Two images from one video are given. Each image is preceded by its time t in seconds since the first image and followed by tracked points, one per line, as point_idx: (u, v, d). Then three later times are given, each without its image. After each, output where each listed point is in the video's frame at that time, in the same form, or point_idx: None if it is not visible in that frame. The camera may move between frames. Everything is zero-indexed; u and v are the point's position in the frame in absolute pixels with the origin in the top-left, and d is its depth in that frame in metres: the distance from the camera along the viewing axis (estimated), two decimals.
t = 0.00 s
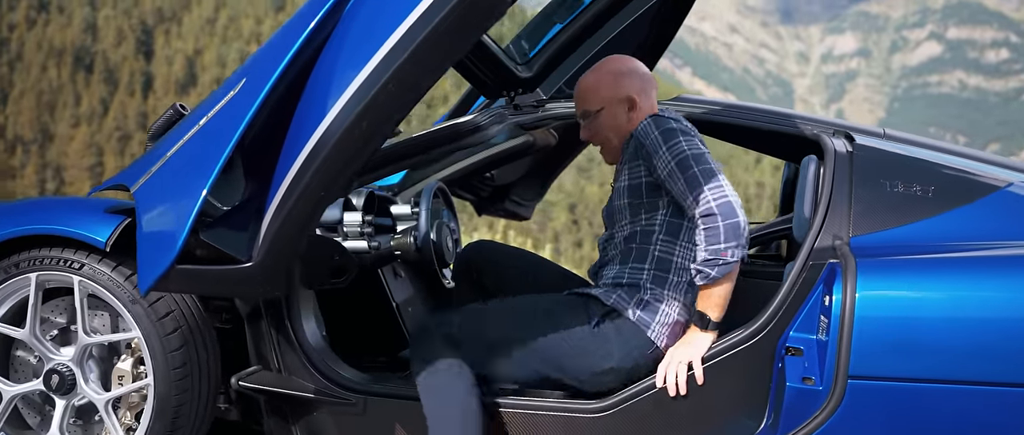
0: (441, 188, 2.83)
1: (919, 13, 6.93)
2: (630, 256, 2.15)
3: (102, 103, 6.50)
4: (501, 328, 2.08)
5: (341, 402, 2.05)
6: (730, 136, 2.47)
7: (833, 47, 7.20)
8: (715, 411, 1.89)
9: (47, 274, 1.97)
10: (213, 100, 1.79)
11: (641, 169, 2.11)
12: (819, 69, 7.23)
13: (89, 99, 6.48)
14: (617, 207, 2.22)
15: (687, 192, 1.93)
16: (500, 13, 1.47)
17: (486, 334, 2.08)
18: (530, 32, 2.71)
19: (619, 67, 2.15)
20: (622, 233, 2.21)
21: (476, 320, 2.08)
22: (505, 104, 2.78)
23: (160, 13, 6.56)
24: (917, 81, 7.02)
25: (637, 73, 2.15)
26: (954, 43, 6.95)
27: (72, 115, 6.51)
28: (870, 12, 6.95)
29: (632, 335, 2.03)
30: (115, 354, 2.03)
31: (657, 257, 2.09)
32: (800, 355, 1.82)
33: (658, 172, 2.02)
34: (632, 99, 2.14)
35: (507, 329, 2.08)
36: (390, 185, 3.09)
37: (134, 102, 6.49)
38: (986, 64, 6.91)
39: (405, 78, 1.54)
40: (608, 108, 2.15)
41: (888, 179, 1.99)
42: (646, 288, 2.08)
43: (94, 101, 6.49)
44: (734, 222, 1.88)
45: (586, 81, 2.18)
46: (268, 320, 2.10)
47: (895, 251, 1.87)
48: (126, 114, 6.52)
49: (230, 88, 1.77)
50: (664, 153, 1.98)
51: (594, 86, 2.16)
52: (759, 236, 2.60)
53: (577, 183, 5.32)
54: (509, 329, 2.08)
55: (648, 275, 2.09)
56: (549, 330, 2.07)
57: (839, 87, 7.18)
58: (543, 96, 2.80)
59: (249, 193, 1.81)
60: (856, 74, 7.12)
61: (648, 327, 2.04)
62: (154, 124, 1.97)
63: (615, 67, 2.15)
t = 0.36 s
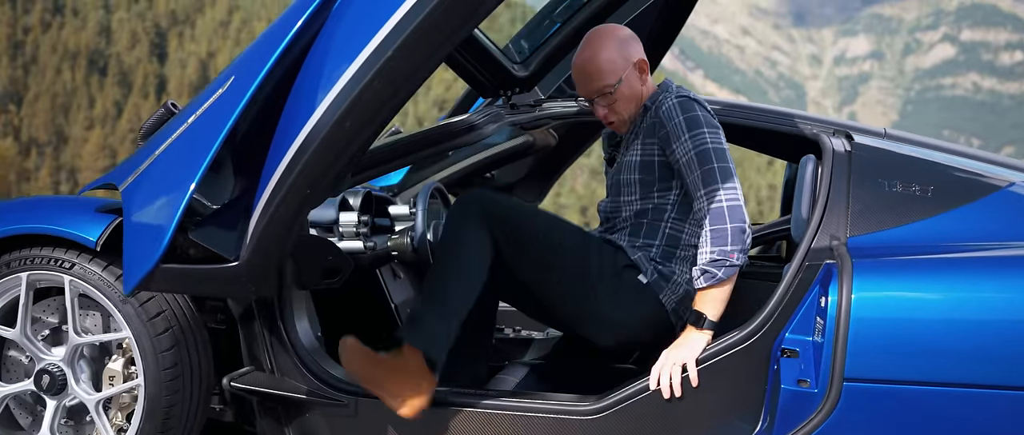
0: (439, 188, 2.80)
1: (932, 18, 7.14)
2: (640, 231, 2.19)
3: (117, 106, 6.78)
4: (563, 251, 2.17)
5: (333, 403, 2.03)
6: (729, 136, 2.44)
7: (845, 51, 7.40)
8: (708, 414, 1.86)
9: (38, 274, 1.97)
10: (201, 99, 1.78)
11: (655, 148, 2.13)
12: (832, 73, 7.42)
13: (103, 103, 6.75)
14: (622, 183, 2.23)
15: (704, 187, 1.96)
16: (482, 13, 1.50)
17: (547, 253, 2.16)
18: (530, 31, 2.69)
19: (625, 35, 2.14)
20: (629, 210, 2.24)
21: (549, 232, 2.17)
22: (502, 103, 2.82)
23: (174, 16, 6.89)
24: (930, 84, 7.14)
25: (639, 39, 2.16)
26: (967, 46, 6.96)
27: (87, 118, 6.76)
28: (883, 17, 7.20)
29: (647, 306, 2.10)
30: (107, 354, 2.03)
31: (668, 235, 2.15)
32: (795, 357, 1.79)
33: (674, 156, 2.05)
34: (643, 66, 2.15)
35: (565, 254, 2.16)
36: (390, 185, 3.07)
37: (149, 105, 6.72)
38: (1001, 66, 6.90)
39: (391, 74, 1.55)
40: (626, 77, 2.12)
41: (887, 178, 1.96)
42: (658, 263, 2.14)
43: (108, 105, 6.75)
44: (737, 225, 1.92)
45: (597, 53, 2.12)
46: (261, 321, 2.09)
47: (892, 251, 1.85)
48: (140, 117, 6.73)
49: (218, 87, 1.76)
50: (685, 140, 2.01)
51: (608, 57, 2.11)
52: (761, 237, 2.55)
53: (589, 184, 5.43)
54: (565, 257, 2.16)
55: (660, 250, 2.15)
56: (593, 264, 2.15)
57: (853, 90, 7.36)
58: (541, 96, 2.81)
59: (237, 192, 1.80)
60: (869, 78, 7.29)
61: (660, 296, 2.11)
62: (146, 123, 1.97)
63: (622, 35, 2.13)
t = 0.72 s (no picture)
0: (435, 187, 2.81)
1: (947, 18, 7.09)
2: (639, 229, 2.18)
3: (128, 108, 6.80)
4: (559, 258, 2.14)
5: (325, 404, 2.01)
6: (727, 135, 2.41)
7: (857, 52, 7.35)
8: (703, 416, 1.84)
9: (28, 273, 1.97)
10: (190, 96, 1.77)
11: (654, 144, 2.11)
12: (845, 73, 7.34)
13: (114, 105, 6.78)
14: (622, 179, 2.22)
15: (694, 188, 1.94)
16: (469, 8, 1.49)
17: (541, 261, 2.14)
18: (529, 29, 2.66)
19: (622, 31, 2.10)
20: (628, 207, 2.22)
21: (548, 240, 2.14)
22: (499, 101, 2.75)
23: (186, 19, 6.51)
24: (943, 84, 7.06)
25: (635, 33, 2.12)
26: (981, 46, 6.95)
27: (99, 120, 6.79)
28: (896, 17, 7.23)
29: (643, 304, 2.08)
30: (98, 353, 2.02)
31: (667, 235, 2.13)
32: (790, 358, 1.76)
33: (670, 154, 2.04)
34: (640, 62, 2.12)
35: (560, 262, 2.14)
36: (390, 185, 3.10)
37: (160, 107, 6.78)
38: (1015, 68, 6.90)
39: (377, 70, 1.54)
40: (625, 75, 2.09)
41: (885, 176, 1.93)
42: (656, 263, 2.12)
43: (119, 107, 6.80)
44: (724, 226, 1.89)
45: (595, 52, 2.08)
46: (254, 320, 2.07)
47: (889, 251, 1.82)
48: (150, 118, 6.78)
49: (207, 83, 1.75)
50: (680, 138, 1.99)
51: (606, 56, 2.07)
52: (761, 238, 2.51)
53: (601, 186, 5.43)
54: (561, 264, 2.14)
55: (658, 251, 2.13)
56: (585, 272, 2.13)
57: (865, 91, 7.25)
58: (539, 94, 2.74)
59: (225, 190, 1.79)
60: (882, 78, 7.21)
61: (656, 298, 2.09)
62: (137, 122, 1.97)
63: (619, 32, 2.09)
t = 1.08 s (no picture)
0: (434, 188, 2.80)
1: (955, 19, 7.07)
2: (615, 225, 2.09)
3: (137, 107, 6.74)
4: (509, 267, 2.10)
5: (318, 406, 2.00)
6: (727, 136, 2.38)
7: (866, 52, 7.44)
8: (697, 420, 1.82)
9: (21, 274, 1.97)
10: (181, 96, 1.76)
11: (627, 139, 2.04)
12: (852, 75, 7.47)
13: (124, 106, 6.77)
14: (599, 175, 2.14)
15: (664, 187, 1.89)
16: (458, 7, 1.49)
17: (492, 271, 2.10)
18: (527, 30, 2.66)
19: (590, 27, 2.08)
20: (605, 204, 2.14)
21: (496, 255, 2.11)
22: (495, 102, 2.69)
23: (194, 18, 6.58)
24: (952, 85, 7.07)
25: (608, 32, 2.07)
26: (991, 47, 6.91)
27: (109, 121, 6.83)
28: (905, 17, 7.26)
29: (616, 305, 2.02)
30: (91, 355, 2.01)
31: (642, 230, 2.05)
32: (788, 362, 1.73)
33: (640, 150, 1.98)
34: (608, 61, 2.08)
35: (508, 271, 2.10)
36: (390, 186, 3.07)
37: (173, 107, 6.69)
38: None
39: (365, 70, 1.54)
40: (583, 71, 2.09)
41: (884, 177, 1.91)
42: (631, 261, 2.04)
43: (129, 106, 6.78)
44: (696, 223, 1.86)
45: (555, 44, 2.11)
46: (247, 322, 2.06)
47: (889, 253, 1.79)
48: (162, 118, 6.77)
49: (198, 83, 1.74)
50: (650, 133, 1.93)
51: (566, 50, 2.09)
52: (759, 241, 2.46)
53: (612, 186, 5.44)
54: (512, 271, 2.09)
55: (633, 247, 2.05)
56: (545, 281, 2.07)
57: (874, 91, 7.36)
58: (537, 94, 2.70)
59: (216, 190, 1.77)
60: (890, 79, 7.29)
61: (629, 297, 2.01)
62: (131, 121, 1.96)
63: (586, 27, 2.08)
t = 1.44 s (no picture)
0: (431, 190, 2.78)
1: (960, 21, 7.23)
2: (586, 220, 2.09)
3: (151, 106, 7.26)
4: (485, 265, 2.14)
5: (311, 410, 1.97)
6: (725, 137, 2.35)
7: (870, 54, 7.64)
8: (691, 426, 1.79)
9: (11, 275, 1.96)
10: (171, 96, 1.74)
11: (610, 139, 2.02)
12: (858, 75, 7.69)
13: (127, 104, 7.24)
14: (580, 168, 2.13)
15: (655, 191, 1.87)
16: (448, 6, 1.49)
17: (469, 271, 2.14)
18: (524, 31, 2.65)
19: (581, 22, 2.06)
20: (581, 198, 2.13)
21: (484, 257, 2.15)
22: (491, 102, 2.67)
23: (200, 20, 7.33)
24: (957, 86, 7.24)
25: (599, 27, 2.06)
26: (994, 49, 7.07)
27: (112, 121, 7.23)
28: (909, 19, 7.45)
29: (575, 301, 2.06)
30: (81, 358, 2.00)
31: (611, 227, 2.05)
32: (784, 365, 1.72)
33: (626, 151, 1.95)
34: (597, 57, 2.07)
35: (484, 270, 2.14)
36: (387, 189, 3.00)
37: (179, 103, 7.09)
38: None
39: (354, 68, 1.53)
40: (572, 66, 2.08)
41: (883, 179, 1.88)
42: (596, 258, 2.06)
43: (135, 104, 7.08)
44: (689, 227, 1.84)
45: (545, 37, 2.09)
46: (241, 325, 2.04)
47: (888, 255, 1.77)
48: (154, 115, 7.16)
49: (188, 83, 1.72)
50: (641, 137, 1.90)
51: (556, 45, 2.07)
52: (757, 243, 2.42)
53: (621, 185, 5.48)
54: (488, 270, 2.14)
55: (600, 244, 2.06)
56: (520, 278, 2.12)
57: (879, 93, 7.57)
58: (534, 95, 2.65)
59: (206, 191, 1.77)
60: (895, 80, 7.53)
61: (591, 295, 2.05)
62: (122, 121, 1.95)
63: (577, 21, 2.06)
